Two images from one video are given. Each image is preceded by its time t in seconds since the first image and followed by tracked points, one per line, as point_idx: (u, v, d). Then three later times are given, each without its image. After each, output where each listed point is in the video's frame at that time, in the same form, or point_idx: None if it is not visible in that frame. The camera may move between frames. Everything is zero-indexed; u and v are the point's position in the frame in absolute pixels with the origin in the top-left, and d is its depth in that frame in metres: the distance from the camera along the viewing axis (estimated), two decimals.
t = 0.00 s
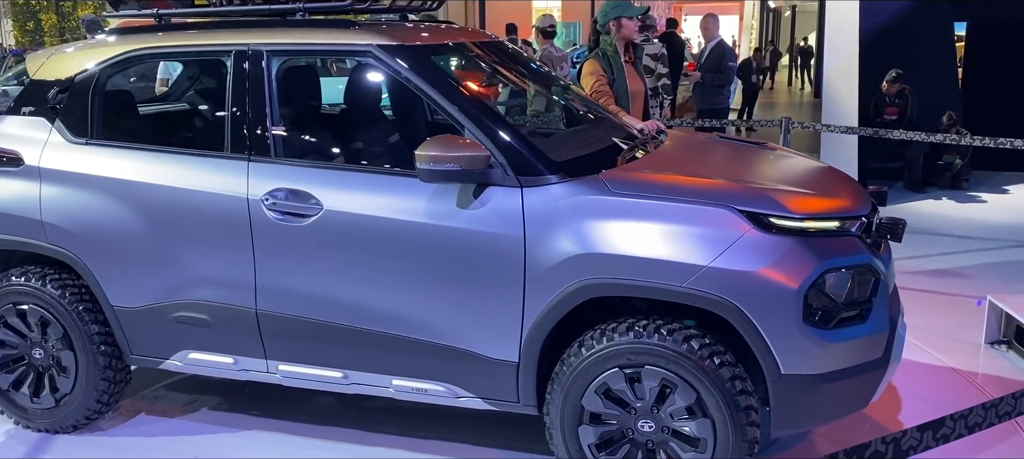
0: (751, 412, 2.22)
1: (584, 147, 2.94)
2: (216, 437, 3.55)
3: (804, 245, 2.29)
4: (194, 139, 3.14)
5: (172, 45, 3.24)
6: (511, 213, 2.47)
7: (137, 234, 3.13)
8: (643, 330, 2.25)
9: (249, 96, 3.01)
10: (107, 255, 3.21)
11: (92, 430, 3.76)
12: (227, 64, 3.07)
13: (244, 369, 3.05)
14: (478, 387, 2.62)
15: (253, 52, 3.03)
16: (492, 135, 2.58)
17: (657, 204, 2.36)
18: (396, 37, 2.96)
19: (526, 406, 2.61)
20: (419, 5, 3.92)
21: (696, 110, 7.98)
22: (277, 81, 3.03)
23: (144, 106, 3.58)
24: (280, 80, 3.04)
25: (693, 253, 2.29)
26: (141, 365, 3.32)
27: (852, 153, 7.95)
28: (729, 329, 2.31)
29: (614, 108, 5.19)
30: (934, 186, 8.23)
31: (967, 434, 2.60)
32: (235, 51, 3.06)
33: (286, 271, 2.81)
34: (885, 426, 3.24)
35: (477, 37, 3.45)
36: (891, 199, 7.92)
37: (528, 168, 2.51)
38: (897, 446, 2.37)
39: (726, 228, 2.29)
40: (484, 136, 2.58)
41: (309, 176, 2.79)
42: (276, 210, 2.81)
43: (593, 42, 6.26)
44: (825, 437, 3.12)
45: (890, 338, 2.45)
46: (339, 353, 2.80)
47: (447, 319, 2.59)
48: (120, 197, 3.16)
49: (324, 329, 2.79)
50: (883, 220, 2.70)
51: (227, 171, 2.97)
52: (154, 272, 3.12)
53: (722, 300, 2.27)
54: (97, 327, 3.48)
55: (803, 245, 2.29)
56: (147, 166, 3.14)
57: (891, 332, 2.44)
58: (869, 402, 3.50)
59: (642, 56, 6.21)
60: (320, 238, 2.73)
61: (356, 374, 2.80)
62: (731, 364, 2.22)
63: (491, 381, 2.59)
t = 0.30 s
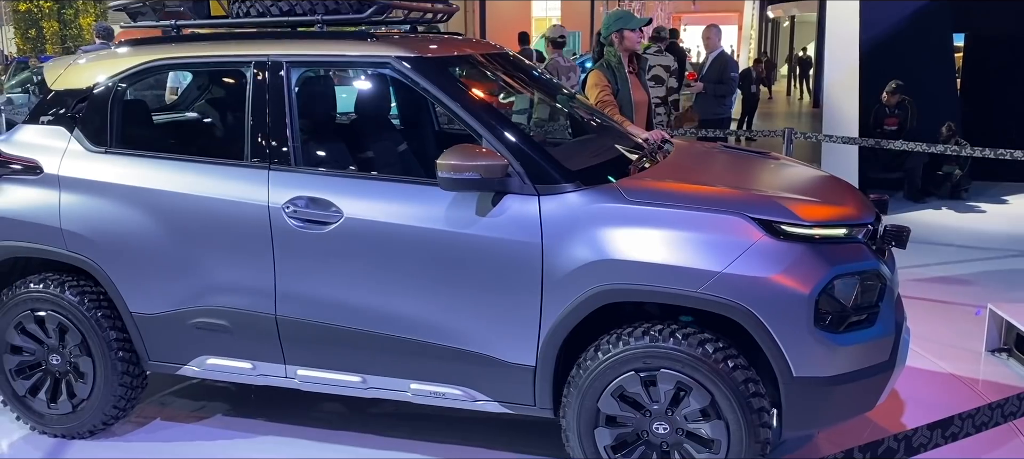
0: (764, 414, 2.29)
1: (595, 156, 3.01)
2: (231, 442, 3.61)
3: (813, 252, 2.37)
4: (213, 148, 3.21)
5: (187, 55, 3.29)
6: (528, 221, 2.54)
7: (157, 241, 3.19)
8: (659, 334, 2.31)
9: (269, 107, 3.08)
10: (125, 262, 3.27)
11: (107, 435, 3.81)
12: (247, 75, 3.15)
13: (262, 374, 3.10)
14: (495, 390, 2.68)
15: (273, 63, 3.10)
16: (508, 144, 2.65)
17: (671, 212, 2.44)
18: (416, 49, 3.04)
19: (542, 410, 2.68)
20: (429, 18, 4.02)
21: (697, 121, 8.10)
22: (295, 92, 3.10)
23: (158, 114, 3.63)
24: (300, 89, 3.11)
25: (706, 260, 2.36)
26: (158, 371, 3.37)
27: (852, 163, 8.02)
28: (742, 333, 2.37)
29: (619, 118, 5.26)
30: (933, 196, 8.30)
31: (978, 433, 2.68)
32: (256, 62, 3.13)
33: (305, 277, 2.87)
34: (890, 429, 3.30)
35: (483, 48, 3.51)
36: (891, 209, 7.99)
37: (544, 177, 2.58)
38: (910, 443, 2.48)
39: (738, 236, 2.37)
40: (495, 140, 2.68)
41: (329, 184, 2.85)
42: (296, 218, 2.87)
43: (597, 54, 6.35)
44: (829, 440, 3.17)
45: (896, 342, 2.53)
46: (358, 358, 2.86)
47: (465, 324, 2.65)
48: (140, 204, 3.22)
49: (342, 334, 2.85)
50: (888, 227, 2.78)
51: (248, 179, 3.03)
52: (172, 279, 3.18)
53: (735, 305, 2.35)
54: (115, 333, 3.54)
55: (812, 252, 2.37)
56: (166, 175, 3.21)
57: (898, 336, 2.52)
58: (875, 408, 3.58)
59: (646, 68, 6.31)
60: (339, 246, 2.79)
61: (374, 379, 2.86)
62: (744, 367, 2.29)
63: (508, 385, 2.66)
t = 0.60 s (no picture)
0: (772, 415, 2.36)
1: (603, 165, 3.09)
2: (244, 447, 3.68)
3: (817, 259, 2.45)
4: (229, 157, 3.28)
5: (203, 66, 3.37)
6: (541, 228, 2.62)
7: (174, 248, 3.26)
8: (669, 339, 2.39)
9: (286, 118, 3.16)
10: (142, 268, 3.34)
11: (121, 440, 3.87)
12: (265, 86, 3.23)
13: (278, 379, 3.17)
14: (508, 393, 2.76)
15: (290, 74, 3.19)
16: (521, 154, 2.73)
17: (680, 220, 2.52)
18: (429, 61, 3.13)
19: (554, 412, 2.75)
20: (435, 29, 4.11)
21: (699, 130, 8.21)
22: (311, 102, 3.18)
23: (167, 123, 3.69)
24: (316, 100, 3.19)
25: (714, 266, 2.45)
26: (173, 376, 3.43)
27: (851, 172, 8.11)
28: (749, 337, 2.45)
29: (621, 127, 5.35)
30: (932, 206, 8.38)
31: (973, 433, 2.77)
32: (272, 73, 3.23)
33: (322, 283, 2.94)
34: (887, 430, 3.39)
35: (487, 59, 3.61)
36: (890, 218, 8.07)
37: (557, 185, 2.66)
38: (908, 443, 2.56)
39: (745, 243, 2.45)
40: (501, 142, 2.80)
41: (345, 193, 2.93)
42: (313, 226, 2.94)
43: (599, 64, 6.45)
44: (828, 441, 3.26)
45: (897, 345, 2.63)
46: (373, 363, 2.93)
47: (480, 329, 2.73)
48: (157, 212, 3.30)
49: (358, 339, 2.92)
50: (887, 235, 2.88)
51: (265, 187, 3.11)
52: (189, 285, 3.25)
53: (742, 309, 2.44)
54: (131, 339, 3.61)
55: (816, 258, 2.45)
56: (184, 183, 3.28)
57: (898, 340, 2.61)
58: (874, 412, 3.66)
59: (647, 78, 6.41)
60: (356, 253, 2.86)
61: (389, 382, 2.93)
62: (752, 370, 2.36)
63: (521, 387, 2.73)
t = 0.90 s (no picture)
0: (773, 412, 2.45)
1: (607, 171, 3.17)
2: (254, 448, 3.74)
3: (816, 260, 2.55)
4: (242, 164, 3.36)
5: (215, 74, 3.47)
6: (549, 231, 2.70)
7: (188, 252, 3.33)
8: (674, 339, 2.47)
9: (299, 125, 3.25)
10: (156, 272, 3.41)
11: (133, 442, 3.93)
12: (277, 93, 3.32)
13: (289, 380, 3.24)
14: (517, 392, 2.84)
15: (302, 81, 3.28)
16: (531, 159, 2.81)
17: (684, 224, 2.61)
18: (438, 69, 3.22)
19: (562, 411, 2.83)
20: (438, 38, 4.21)
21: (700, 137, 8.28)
22: (323, 109, 3.26)
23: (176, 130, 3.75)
24: (327, 108, 3.26)
25: (719, 268, 2.53)
26: (185, 378, 3.50)
27: (848, 178, 8.21)
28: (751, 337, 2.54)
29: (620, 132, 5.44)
30: (928, 212, 8.47)
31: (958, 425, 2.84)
32: (284, 81, 3.31)
33: (335, 286, 3.01)
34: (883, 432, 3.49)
35: (491, 68, 3.71)
36: (887, 224, 8.15)
37: (565, 190, 2.74)
38: (897, 434, 2.71)
39: (748, 245, 2.54)
40: (500, 140, 2.91)
41: (357, 198, 3.00)
42: (325, 230, 3.02)
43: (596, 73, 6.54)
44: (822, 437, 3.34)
45: (892, 345, 2.72)
46: (384, 364, 3.01)
47: (489, 330, 2.81)
48: (170, 216, 3.37)
49: (370, 340, 2.99)
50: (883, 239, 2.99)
51: (278, 192, 3.18)
52: (202, 288, 3.32)
53: (745, 310, 2.52)
54: (144, 341, 3.67)
55: (815, 260, 2.55)
56: (197, 189, 3.35)
57: (893, 339, 2.71)
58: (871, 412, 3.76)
59: (642, 85, 6.54)
60: (368, 256, 2.94)
61: (400, 383, 3.01)
62: (755, 368, 2.45)
63: (529, 387, 2.81)
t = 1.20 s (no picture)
0: (777, 407, 2.56)
1: (612, 175, 3.29)
2: (268, 448, 3.82)
3: (817, 260, 2.68)
4: (258, 169, 3.45)
5: (228, 81, 3.56)
6: (560, 234, 2.80)
7: (205, 256, 3.42)
8: (681, 337, 2.58)
9: (314, 132, 3.35)
10: (174, 275, 3.50)
11: (148, 442, 4.01)
12: (292, 101, 3.42)
13: (305, 380, 3.33)
14: (528, 390, 2.94)
15: (317, 89, 3.38)
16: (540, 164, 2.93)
17: (690, 226, 2.72)
18: (448, 78, 3.33)
19: (572, 408, 2.93)
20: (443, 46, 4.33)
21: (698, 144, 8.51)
22: (338, 117, 3.37)
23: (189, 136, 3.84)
24: (341, 116, 3.38)
25: (724, 269, 2.65)
26: (202, 379, 3.58)
27: (845, 183, 8.33)
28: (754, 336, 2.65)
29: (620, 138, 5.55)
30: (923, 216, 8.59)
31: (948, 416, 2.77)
32: (299, 90, 3.42)
33: (350, 288, 3.11)
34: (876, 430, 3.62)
35: (496, 76, 3.84)
36: (884, 228, 8.26)
37: (574, 195, 2.85)
38: (891, 423, 2.63)
39: (752, 247, 2.66)
40: (500, 137, 3.03)
41: (372, 202, 3.10)
42: (341, 233, 3.11)
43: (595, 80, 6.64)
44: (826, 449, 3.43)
45: (887, 342, 2.85)
46: (398, 363, 3.10)
47: (501, 330, 2.91)
48: (188, 220, 3.46)
49: (385, 340, 3.09)
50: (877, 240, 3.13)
51: (294, 197, 3.28)
52: (219, 290, 3.40)
53: (750, 309, 2.64)
54: (161, 343, 3.76)
55: (816, 260, 2.68)
56: (214, 194, 3.44)
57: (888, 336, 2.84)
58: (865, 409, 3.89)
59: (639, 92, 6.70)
60: (384, 258, 3.04)
61: (414, 381, 3.11)
62: (759, 365, 2.56)
63: (540, 384, 2.92)
